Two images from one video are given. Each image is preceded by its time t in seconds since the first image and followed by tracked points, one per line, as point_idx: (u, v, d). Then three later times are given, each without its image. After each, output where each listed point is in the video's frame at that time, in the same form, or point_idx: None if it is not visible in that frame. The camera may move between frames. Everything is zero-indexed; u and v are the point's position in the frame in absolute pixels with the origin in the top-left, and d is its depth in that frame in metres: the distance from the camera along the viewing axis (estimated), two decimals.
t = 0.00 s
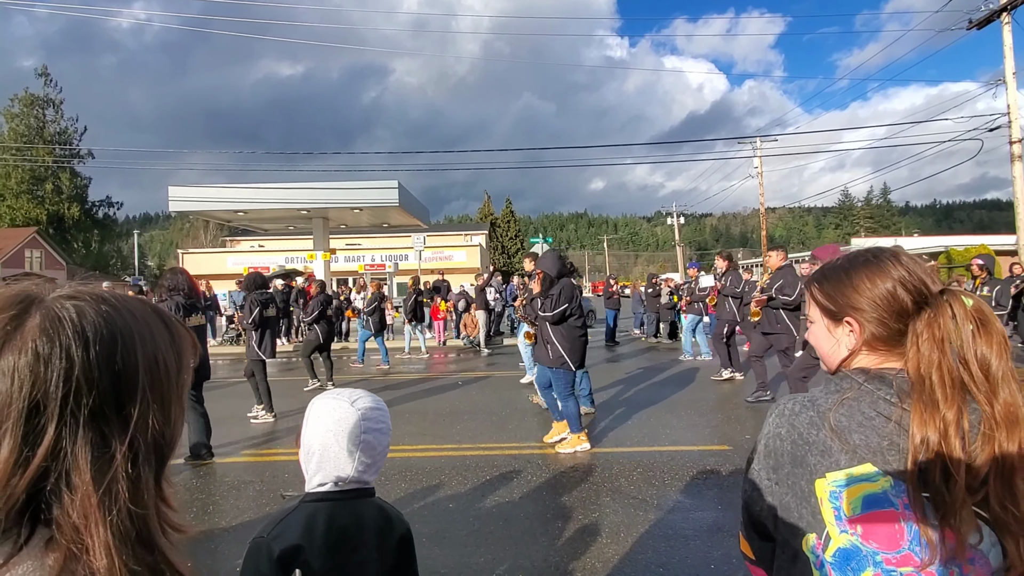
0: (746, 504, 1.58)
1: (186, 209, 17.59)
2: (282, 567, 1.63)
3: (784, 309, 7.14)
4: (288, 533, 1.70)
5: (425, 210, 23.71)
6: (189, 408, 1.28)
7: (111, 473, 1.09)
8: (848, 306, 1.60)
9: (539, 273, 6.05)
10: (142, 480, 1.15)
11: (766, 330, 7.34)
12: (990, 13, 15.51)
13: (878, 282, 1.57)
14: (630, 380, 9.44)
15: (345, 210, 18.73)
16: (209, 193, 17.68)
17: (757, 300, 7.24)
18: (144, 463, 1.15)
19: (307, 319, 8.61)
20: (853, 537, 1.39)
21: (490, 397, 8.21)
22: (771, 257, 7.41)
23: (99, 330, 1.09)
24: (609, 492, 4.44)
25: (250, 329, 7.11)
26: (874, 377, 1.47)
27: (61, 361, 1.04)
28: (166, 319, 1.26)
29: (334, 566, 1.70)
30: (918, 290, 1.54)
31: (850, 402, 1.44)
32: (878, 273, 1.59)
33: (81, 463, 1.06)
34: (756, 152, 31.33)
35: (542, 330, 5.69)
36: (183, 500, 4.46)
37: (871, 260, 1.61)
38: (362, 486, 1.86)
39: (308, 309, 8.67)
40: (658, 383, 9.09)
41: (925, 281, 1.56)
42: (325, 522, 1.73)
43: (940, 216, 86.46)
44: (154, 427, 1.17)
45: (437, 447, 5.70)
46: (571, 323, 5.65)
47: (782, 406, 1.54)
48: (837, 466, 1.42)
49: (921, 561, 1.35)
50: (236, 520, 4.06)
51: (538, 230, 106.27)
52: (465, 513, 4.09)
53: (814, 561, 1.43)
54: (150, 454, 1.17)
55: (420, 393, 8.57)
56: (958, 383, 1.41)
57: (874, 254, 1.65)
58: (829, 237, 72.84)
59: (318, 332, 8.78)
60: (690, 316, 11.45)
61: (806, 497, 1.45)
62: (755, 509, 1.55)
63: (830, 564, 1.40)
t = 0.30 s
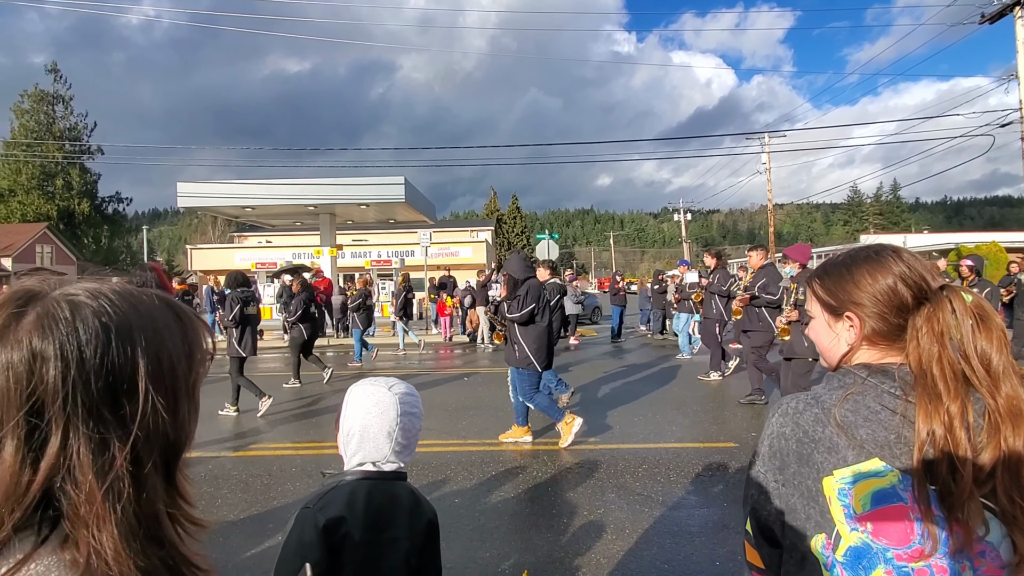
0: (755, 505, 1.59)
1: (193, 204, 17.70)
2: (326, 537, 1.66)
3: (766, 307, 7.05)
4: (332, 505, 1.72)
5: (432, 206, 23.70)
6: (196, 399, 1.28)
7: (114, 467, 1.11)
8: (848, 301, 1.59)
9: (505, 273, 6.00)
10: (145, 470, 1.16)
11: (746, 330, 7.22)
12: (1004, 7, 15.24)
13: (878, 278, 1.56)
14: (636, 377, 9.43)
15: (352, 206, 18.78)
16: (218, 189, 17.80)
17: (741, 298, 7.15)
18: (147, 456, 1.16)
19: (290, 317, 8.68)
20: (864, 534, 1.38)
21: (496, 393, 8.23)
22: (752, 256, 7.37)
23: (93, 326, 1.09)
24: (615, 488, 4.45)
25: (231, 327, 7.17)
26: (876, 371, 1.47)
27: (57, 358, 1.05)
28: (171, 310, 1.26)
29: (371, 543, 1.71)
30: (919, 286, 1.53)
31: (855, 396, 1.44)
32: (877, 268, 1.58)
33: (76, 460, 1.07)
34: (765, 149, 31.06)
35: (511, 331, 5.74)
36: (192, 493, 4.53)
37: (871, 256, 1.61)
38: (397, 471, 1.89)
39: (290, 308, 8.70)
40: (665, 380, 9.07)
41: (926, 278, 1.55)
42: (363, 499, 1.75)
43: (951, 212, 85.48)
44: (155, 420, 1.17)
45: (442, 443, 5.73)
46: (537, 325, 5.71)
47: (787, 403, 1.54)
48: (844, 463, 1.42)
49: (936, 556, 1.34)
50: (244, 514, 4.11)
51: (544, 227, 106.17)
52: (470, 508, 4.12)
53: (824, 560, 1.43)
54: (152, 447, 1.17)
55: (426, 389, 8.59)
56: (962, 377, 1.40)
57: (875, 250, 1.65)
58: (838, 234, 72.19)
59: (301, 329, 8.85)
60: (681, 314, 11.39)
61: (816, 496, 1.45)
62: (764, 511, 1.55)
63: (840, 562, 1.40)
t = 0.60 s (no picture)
0: (759, 505, 1.60)
1: (201, 203, 17.79)
2: (348, 528, 1.65)
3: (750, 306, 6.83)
4: (352, 497, 1.72)
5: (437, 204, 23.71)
6: (179, 403, 1.12)
7: (61, 484, 0.96)
8: (859, 299, 1.59)
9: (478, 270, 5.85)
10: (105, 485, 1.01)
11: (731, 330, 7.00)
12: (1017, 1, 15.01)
13: (891, 276, 1.55)
14: (642, 374, 9.42)
15: (358, 204, 18.83)
16: (224, 188, 17.92)
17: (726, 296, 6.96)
18: (108, 469, 1.01)
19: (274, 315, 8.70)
20: (871, 535, 1.38)
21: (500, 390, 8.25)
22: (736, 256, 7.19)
23: (52, 307, 0.98)
24: (620, 486, 4.45)
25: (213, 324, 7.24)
26: (886, 370, 1.46)
27: (14, 343, 0.93)
28: (145, 286, 1.13)
29: (390, 535, 1.72)
30: (933, 285, 1.51)
31: (865, 396, 1.43)
32: (890, 266, 1.57)
33: (42, 454, 0.95)
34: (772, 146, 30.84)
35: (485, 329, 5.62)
36: (199, 489, 4.58)
37: (884, 253, 1.60)
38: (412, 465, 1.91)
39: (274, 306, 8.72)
40: (670, 378, 9.05)
41: (940, 276, 1.53)
42: (383, 490, 1.77)
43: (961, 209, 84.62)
44: (117, 429, 1.01)
45: (448, 440, 5.75)
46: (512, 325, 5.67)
47: (794, 402, 1.55)
48: (851, 462, 1.41)
49: (944, 557, 1.33)
50: (251, 509, 4.15)
51: (550, 224, 106.06)
52: (475, 505, 4.14)
53: (831, 561, 1.43)
54: (115, 460, 1.02)
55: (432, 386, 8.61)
56: (973, 377, 1.39)
57: (890, 246, 1.63)
58: (846, 231, 71.63)
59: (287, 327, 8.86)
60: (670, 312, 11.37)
61: (822, 496, 1.45)
62: (767, 511, 1.57)
63: (848, 562, 1.40)
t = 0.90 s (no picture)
0: (760, 499, 1.63)
1: (204, 202, 17.82)
2: (358, 532, 1.66)
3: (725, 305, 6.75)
4: (362, 501, 1.73)
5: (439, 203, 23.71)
6: (188, 401, 1.13)
7: (73, 475, 0.97)
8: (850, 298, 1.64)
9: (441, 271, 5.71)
10: (110, 479, 1.02)
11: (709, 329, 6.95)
12: None
13: (877, 276, 1.57)
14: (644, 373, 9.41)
15: (360, 203, 18.84)
16: (227, 187, 17.95)
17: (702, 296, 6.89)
18: (115, 464, 1.01)
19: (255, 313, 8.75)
20: (868, 533, 1.38)
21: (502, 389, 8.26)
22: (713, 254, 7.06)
23: (69, 302, 1.00)
24: (623, 484, 4.45)
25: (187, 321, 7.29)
26: (887, 369, 1.46)
27: (31, 339, 0.95)
28: (158, 286, 1.14)
29: (401, 537, 1.74)
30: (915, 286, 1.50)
31: (866, 393, 1.43)
32: (879, 267, 1.58)
33: (53, 447, 0.96)
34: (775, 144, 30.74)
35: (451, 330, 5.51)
36: (203, 487, 4.60)
37: (876, 253, 1.60)
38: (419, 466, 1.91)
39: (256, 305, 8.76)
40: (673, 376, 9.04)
41: (929, 277, 1.50)
42: (392, 493, 1.78)
43: (966, 207, 84.26)
44: (127, 425, 1.02)
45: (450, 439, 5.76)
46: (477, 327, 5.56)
47: (799, 397, 1.55)
48: (851, 460, 1.42)
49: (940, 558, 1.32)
50: (255, 507, 4.16)
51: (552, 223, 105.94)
52: (478, 503, 4.15)
53: (828, 556, 1.44)
54: (123, 455, 1.02)
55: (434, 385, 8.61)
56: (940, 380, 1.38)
57: (889, 245, 1.62)
58: (849, 229, 71.31)
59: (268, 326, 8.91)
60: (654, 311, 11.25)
61: (822, 492, 1.46)
62: (767, 505, 1.60)
63: (843, 558, 1.41)
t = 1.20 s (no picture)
0: (764, 497, 1.63)
1: (205, 202, 17.84)
2: (365, 535, 1.66)
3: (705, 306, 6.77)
4: (369, 502, 1.72)
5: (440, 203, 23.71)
6: (197, 398, 1.13)
7: (88, 469, 0.97)
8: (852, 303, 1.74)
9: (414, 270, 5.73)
10: (127, 475, 1.02)
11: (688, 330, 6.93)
12: None
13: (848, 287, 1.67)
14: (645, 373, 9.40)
15: (361, 203, 18.84)
16: (228, 187, 17.95)
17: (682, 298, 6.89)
18: (128, 459, 1.01)
19: (240, 314, 8.75)
20: (864, 530, 1.35)
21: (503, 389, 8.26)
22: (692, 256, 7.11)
23: (81, 301, 1.00)
24: (624, 484, 4.45)
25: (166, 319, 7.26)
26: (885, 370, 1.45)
27: (44, 339, 0.94)
28: (160, 286, 1.13)
29: (408, 539, 1.73)
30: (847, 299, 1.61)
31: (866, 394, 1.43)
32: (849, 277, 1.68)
33: (66, 443, 0.96)
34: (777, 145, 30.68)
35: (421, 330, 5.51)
36: (203, 487, 4.60)
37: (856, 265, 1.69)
38: (426, 466, 1.92)
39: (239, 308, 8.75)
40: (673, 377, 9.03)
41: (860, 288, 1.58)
42: (400, 494, 1.78)
43: (967, 207, 84.16)
44: (140, 421, 1.02)
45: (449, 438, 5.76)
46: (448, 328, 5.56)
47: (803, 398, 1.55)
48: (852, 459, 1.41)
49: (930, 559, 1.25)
50: (256, 507, 4.16)
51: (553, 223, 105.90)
52: (479, 503, 4.14)
53: (826, 553, 1.43)
54: (136, 450, 1.02)
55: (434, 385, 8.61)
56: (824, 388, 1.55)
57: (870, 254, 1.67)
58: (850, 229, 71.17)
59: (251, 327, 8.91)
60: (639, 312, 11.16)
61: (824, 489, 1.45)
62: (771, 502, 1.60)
63: (840, 555, 1.38)
